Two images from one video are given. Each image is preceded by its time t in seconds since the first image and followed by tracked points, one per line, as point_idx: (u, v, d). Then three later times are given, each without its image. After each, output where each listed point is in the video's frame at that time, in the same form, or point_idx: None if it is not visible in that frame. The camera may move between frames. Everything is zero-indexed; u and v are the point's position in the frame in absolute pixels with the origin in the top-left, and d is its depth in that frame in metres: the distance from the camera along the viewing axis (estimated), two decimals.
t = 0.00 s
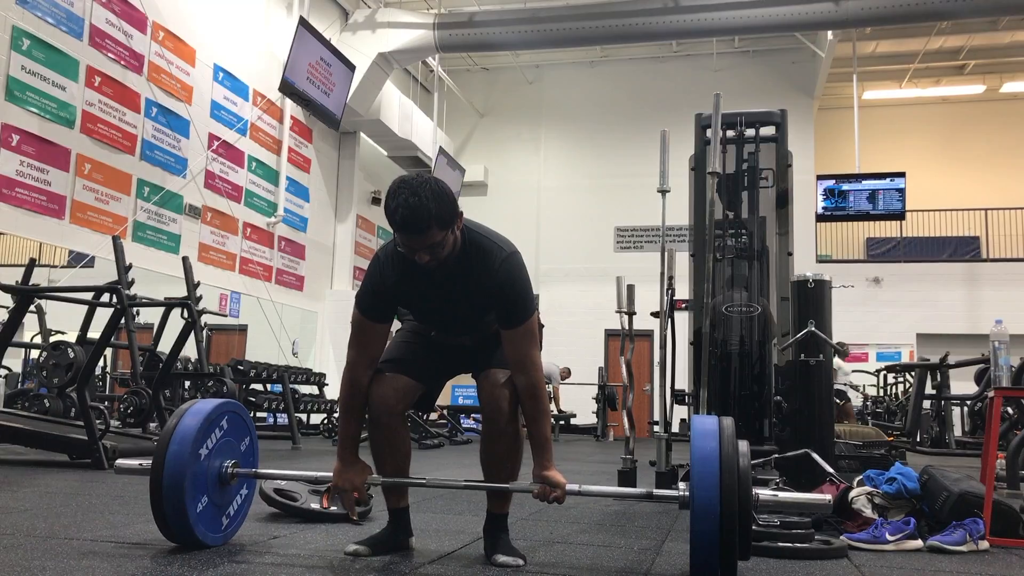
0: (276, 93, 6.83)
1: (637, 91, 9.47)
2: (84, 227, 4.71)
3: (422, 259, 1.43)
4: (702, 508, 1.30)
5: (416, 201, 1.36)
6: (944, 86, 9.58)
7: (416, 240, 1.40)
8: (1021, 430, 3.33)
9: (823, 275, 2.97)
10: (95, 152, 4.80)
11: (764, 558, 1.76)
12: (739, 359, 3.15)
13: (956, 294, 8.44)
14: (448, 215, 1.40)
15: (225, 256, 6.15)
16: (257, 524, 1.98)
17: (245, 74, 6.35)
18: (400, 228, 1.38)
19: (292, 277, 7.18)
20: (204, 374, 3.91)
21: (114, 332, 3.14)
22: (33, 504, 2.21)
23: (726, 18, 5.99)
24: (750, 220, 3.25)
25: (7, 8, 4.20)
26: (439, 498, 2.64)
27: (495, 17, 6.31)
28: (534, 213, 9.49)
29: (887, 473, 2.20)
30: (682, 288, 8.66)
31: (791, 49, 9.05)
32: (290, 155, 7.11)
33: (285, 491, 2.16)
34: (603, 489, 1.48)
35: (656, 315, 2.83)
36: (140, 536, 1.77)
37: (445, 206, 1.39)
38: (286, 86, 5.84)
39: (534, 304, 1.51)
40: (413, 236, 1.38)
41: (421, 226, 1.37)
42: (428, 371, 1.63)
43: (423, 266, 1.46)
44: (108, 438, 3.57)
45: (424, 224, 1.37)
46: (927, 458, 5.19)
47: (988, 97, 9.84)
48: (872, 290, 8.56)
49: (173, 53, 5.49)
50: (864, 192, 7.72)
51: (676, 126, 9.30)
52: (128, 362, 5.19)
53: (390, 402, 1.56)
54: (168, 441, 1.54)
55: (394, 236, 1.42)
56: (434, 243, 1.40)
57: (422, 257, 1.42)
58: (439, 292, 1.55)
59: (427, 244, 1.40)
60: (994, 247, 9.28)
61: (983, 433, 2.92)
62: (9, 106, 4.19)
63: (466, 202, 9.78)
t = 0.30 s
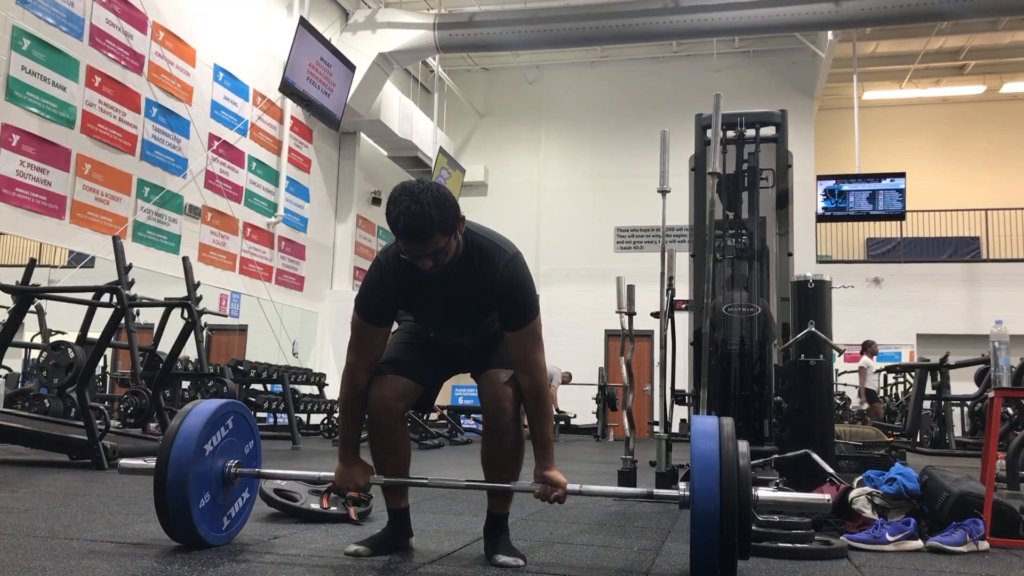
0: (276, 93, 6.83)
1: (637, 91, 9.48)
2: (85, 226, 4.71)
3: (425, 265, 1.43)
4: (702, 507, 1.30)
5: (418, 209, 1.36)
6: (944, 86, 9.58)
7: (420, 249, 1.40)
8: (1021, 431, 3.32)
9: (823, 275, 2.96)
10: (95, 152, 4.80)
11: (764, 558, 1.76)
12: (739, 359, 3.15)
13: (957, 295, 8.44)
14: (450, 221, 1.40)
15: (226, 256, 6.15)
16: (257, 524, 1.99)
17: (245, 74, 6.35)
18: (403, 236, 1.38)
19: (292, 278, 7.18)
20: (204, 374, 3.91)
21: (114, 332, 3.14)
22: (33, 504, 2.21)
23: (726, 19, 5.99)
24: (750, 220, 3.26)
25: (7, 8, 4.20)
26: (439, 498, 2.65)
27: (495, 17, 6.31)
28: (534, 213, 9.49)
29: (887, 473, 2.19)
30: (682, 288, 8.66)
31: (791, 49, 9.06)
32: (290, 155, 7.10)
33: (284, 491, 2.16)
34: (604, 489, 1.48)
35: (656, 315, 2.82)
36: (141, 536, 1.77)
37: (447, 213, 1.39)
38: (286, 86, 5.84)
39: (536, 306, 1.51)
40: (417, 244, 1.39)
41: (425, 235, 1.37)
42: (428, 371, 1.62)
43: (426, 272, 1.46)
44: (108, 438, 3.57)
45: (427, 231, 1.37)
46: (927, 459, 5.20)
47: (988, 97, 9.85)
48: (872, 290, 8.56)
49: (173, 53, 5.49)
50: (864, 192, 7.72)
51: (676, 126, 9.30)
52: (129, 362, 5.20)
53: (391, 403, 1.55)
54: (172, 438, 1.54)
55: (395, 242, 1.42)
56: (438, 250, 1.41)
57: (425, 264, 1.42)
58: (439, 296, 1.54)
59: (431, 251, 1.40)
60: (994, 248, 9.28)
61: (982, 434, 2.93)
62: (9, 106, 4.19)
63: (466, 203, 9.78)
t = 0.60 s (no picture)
0: (276, 94, 6.83)
1: (638, 91, 9.48)
2: (85, 226, 4.71)
3: (422, 269, 1.43)
4: (702, 507, 1.30)
5: (415, 215, 1.36)
6: (944, 86, 9.58)
7: (417, 257, 1.40)
8: (1021, 431, 3.33)
9: (823, 275, 2.96)
10: (95, 152, 4.80)
11: (764, 557, 1.76)
12: (739, 359, 3.15)
13: (956, 295, 8.44)
14: (447, 226, 1.40)
15: (226, 256, 6.15)
16: (257, 524, 1.99)
17: (245, 74, 6.35)
18: (399, 243, 1.38)
19: (292, 277, 7.18)
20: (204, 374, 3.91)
21: (114, 332, 3.14)
22: (33, 505, 2.21)
23: (727, 19, 5.98)
24: (750, 220, 3.25)
25: (7, 8, 4.20)
26: (438, 498, 2.65)
27: (496, 18, 6.31)
28: (534, 213, 9.49)
29: (887, 473, 2.19)
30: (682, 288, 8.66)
31: (791, 49, 9.06)
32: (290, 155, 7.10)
33: (284, 491, 2.16)
34: (604, 489, 1.48)
35: (656, 315, 2.82)
36: (141, 536, 1.77)
37: (443, 218, 1.39)
38: (286, 86, 5.84)
39: (535, 306, 1.51)
40: (414, 252, 1.39)
41: (421, 244, 1.38)
42: (426, 370, 1.62)
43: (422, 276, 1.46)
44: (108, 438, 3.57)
45: (423, 237, 1.37)
46: (927, 459, 5.20)
47: (988, 98, 9.85)
48: (872, 291, 8.57)
49: (173, 53, 5.49)
50: (864, 192, 7.72)
51: (676, 126, 9.30)
52: (129, 362, 5.20)
53: (390, 403, 1.56)
54: (173, 438, 1.54)
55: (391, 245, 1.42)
56: (433, 257, 1.41)
57: (422, 270, 1.42)
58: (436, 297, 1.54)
59: (428, 258, 1.40)
60: (994, 248, 9.28)
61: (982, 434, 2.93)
62: (9, 106, 4.19)
63: (466, 203, 9.78)
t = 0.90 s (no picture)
0: (276, 94, 6.83)
1: (638, 91, 9.48)
2: (85, 226, 4.71)
3: (417, 241, 1.42)
4: (702, 507, 1.30)
5: (418, 180, 1.40)
6: (944, 86, 9.58)
7: (413, 223, 1.41)
8: (1021, 431, 3.33)
9: (823, 276, 2.96)
10: (95, 152, 4.80)
11: (764, 558, 1.76)
12: (739, 360, 3.15)
13: (957, 295, 8.44)
14: (450, 200, 1.43)
15: (226, 256, 6.15)
16: (257, 524, 1.99)
17: (245, 74, 6.35)
18: (399, 206, 1.41)
19: (292, 277, 7.18)
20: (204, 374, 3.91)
21: (114, 332, 3.14)
22: (33, 505, 2.21)
23: (729, 19, 5.98)
24: (750, 220, 3.25)
25: (7, 8, 4.20)
26: (438, 498, 2.65)
27: (496, 18, 6.31)
28: (534, 214, 9.48)
29: (888, 473, 2.19)
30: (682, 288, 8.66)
31: (791, 50, 9.06)
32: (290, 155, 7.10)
33: (284, 491, 2.16)
34: (604, 489, 1.48)
35: (656, 315, 2.82)
36: (141, 536, 1.77)
37: (447, 189, 1.43)
38: (286, 86, 5.84)
39: (536, 308, 1.51)
40: (411, 218, 1.40)
41: (419, 207, 1.39)
42: (426, 373, 1.62)
43: (419, 261, 1.45)
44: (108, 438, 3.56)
45: (424, 200, 1.40)
46: (927, 459, 5.20)
47: (988, 98, 9.85)
48: (872, 291, 8.56)
49: (173, 53, 5.48)
50: (864, 192, 7.72)
51: (676, 126, 9.30)
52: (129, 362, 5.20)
53: (389, 404, 1.56)
54: (173, 438, 1.54)
55: (393, 222, 1.44)
56: (429, 225, 1.41)
57: (417, 242, 1.41)
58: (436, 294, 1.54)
59: (423, 227, 1.41)
60: (995, 248, 9.28)
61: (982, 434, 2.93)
62: (9, 106, 4.19)
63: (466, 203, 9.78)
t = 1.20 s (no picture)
0: (276, 94, 6.83)
1: (638, 91, 9.48)
2: (85, 227, 4.71)
3: (423, 214, 1.46)
4: (702, 506, 1.30)
5: (433, 161, 1.49)
6: (945, 86, 9.57)
7: (422, 196, 1.47)
8: (1021, 431, 3.33)
9: (824, 276, 2.96)
10: (95, 152, 4.80)
11: (764, 558, 1.76)
12: (739, 360, 3.15)
13: (957, 296, 8.44)
14: (461, 186, 1.50)
15: (226, 256, 6.15)
16: (257, 525, 1.99)
17: (245, 74, 6.35)
18: (413, 180, 1.48)
19: (292, 278, 7.18)
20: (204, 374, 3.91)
21: (114, 332, 3.14)
22: (33, 505, 2.22)
23: (730, 19, 5.98)
24: (750, 220, 3.26)
25: (7, 8, 4.20)
26: (438, 498, 2.65)
27: (496, 18, 6.31)
28: (534, 214, 9.49)
29: (888, 473, 2.19)
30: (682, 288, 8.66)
31: (791, 50, 9.06)
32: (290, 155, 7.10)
33: (284, 491, 2.16)
34: (604, 490, 1.48)
35: (656, 316, 2.82)
36: (140, 536, 1.77)
37: (460, 174, 1.51)
38: (286, 86, 5.84)
39: (537, 308, 1.52)
40: (422, 190, 1.47)
41: (430, 179, 1.47)
42: (425, 374, 1.62)
43: (424, 244, 1.46)
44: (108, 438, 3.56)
45: (437, 175, 1.48)
46: (927, 460, 5.20)
47: (988, 98, 9.86)
48: (872, 291, 8.56)
49: (173, 53, 5.48)
50: (864, 193, 7.72)
51: (676, 127, 9.30)
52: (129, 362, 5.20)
53: (388, 405, 1.56)
54: (172, 439, 1.54)
55: (404, 204, 1.50)
56: (438, 198, 1.46)
57: (425, 214, 1.45)
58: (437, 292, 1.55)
59: (432, 200, 1.46)
60: (994, 248, 9.28)
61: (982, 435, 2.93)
62: (9, 106, 4.19)
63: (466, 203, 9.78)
